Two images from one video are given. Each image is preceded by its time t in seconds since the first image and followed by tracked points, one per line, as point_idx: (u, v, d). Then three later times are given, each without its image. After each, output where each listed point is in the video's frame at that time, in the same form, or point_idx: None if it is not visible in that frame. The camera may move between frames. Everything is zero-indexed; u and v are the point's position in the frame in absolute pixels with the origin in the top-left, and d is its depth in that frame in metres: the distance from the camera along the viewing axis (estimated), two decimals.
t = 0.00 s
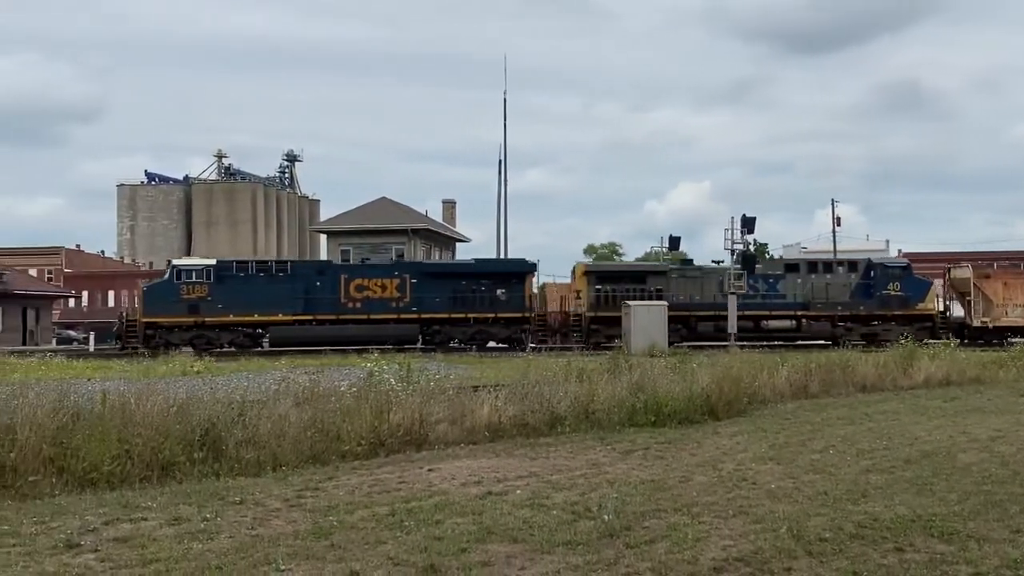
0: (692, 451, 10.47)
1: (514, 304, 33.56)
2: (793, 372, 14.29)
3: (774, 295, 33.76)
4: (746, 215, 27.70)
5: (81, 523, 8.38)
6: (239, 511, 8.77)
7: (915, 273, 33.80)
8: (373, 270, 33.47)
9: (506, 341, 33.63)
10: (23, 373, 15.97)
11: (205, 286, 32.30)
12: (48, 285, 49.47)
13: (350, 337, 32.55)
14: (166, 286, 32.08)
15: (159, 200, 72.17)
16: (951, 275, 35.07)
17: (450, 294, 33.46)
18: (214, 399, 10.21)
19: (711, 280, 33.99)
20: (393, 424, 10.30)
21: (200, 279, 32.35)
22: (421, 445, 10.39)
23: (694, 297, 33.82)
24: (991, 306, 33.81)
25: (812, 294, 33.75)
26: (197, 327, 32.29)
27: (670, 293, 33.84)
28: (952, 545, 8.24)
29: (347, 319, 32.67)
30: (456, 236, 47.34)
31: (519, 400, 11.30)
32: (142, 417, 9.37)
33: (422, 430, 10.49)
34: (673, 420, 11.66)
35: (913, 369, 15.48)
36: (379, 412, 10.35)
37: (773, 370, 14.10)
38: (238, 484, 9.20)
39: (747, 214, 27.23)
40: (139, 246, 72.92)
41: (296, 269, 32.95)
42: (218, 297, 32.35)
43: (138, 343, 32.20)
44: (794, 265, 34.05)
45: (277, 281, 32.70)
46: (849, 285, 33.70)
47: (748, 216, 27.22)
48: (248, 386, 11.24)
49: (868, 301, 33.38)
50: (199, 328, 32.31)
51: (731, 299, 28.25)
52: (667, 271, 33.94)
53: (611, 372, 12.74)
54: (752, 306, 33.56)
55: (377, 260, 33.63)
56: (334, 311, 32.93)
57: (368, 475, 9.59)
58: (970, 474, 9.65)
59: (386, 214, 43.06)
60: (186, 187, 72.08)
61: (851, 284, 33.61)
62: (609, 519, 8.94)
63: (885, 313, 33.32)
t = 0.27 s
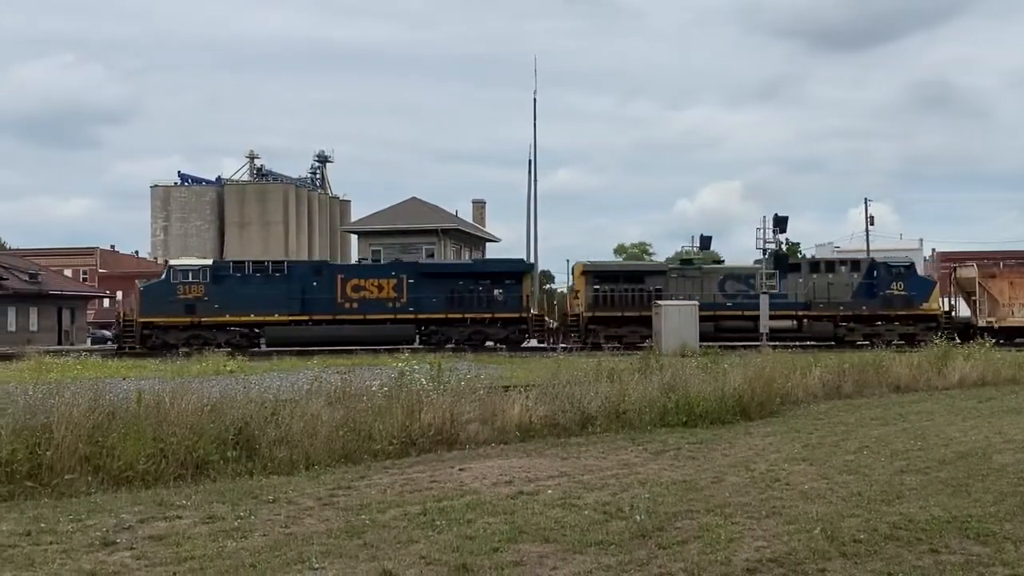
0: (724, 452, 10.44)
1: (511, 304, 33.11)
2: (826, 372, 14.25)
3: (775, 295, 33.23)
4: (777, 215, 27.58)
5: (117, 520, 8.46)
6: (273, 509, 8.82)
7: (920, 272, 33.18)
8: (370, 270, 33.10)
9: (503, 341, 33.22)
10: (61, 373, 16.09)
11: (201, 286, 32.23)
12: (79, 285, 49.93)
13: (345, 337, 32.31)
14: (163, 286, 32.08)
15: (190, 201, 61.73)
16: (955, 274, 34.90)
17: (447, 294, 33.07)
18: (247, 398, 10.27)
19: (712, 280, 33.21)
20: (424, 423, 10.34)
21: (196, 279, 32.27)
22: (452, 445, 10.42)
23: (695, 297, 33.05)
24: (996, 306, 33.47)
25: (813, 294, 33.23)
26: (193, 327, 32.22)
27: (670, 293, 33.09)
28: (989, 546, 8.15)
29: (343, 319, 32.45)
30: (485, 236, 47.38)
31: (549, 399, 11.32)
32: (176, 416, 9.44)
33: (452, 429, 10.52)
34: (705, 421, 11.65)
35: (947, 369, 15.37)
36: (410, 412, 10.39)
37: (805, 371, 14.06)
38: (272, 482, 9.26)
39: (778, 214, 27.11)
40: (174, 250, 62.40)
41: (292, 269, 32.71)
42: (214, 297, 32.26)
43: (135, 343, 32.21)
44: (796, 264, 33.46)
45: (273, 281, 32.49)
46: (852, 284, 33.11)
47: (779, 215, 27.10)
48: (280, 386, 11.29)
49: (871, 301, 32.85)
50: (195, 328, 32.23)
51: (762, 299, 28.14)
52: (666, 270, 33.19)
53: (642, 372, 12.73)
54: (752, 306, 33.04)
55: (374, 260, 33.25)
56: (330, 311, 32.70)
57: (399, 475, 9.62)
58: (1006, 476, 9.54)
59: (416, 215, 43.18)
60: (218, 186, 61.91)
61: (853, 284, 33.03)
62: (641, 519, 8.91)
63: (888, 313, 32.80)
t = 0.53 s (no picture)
0: (757, 453, 10.39)
1: (508, 304, 33.19)
2: (860, 372, 14.16)
3: (775, 295, 32.98)
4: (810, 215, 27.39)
5: (152, 519, 8.52)
6: (306, 508, 8.87)
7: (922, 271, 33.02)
8: (366, 270, 33.27)
9: (500, 341, 33.29)
10: (98, 372, 16.24)
11: (198, 287, 32.58)
12: (110, 284, 50.42)
13: (341, 337, 32.55)
14: (160, 286, 32.45)
15: (223, 202, 58.30)
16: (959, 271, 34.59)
17: (443, 295, 33.19)
18: (279, 397, 10.32)
19: (711, 280, 33.05)
20: (456, 423, 10.38)
21: (193, 280, 32.63)
22: (483, 445, 10.44)
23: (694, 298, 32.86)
24: (1002, 306, 33.14)
25: (815, 294, 32.99)
26: (190, 327, 32.58)
27: (668, 293, 32.89)
28: None
29: (339, 320, 32.67)
30: (515, 235, 47.32)
31: (580, 400, 11.32)
32: (210, 415, 9.50)
33: (483, 429, 10.54)
34: (738, 422, 11.63)
35: (983, 370, 15.22)
36: (442, 412, 10.41)
37: (839, 371, 13.98)
38: (305, 481, 9.31)
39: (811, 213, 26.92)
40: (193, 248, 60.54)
41: (288, 270, 32.98)
42: (210, 297, 32.59)
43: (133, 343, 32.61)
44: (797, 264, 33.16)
45: (269, 282, 32.78)
46: (854, 284, 32.90)
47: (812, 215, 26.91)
48: (312, 386, 11.33)
49: (873, 301, 32.68)
50: (192, 328, 32.59)
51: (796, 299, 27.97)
52: (664, 270, 33.05)
53: (673, 372, 12.70)
54: (751, 306, 32.89)
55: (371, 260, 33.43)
56: (326, 311, 32.92)
57: (431, 474, 9.65)
58: None
59: (446, 215, 43.19)
60: (251, 188, 58.81)
61: (856, 283, 32.81)
62: (674, 520, 8.88)
63: (891, 313, 32.61)
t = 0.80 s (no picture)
0: (791, 455, 10.35)
1: (506, 305, 32.82)
2: (894, 373, 14.07)
3: (776, 295, 32.63)
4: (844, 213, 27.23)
5: (187, 518, 8.58)
6: (339, 508, 8.91)
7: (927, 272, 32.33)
8: (364, 270, 32.75)
9: (498, 342, 32.82)
10: (135, 372, 16.42)
11: (195, 287, 32.03)
12: (141, 284, 50.91)
13: (340, 339, 32.00)
14: (157, 286, 31.91)
15: (256, 203, 58.46)
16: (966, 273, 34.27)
17: (440, 295, 32.72)
18: (312, 397, 10.38)
19: (711, 281, 32.71)
20: (488, 423, 10.41)
21: (190, 280, 32.09)
22: (515, 445, 10.47)
23: (693, 298, 32.55)
24: (1008, 306, 32.58)
25: (816, 294, 32.49)
26: (187, 328, 32.04)
27: (668, 294, 32.59)
28: None
29: (337, 321, 32.09)
30: (545, 236, 47.32)
31: (612, 400, 11.33)
32: (244, 415, 9.55)
33: (515, 430, 10.57)
34: (771, 423, 11.61)
35: (1020, 371, 15.06)
36: (474, 412, 10.45)
37: (873, 372, 13.90)
38: (338, 481, 9.36)
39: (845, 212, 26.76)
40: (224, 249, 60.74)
41: (287, 270, 32.41)
42: (208, 298, 32.03)
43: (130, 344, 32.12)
44: (799, 264, 32.75)
45: (267, 282, 32.21)
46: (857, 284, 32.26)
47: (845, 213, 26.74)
48: (344, 386, 11.39)
49: (876, 301, 32.04)
50: (189, 329, 32.05)
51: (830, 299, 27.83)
52: (664, 270, 32.78)
53: (706, 373, 12.67)
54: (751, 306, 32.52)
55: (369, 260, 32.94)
56: (324, 312, 32.34)
57: (463, 474, 9.67)
58: None
59: (477, 215, 43.26)
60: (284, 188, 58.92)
61: (858, 283, 32.16)
62: (707, 522, 8.83)
63: (894, 313, 31.94)
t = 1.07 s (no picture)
0: (825, 456, 10.29)
1: (504, 305, 32.67)
2: (930, 374, 13.95)
3: (776, 296, 32.23)
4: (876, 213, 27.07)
5: (222, 517, 8.63)
6: (372, 507, 8.95)
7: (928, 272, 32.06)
8: (361, 270, 32.86)
9: (495, 343, 32.71)
10: (172, 372, 16.66)
11: (193, 288, 32.30)
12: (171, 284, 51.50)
13: (336, 339, 32.19)
14: (155, 287, 32.19)
15: (289, 204, 58.64)
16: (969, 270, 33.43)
17: (438, 296, 32.71)
18: (345, 397, 10.42)
19: (710, 281, 32.53)
20: (519, 423, 10.42)
21: (188, 281, 32.36)
22: (546, 446, 10.47)
23: (691, 298, 32.42)
24: (1014, 306, 31.82)
25: (817, 294, 32.06)
26: (185, 329, 32.28)
27: (665, 294, 32.51)
28: None
29: (334, 321, 32.28)
30: (577, 236, 47.27)
31: (644, 401, 11.34)
32: (278, 415, 9.60)
33: (547, 430, 10.56)
34: (805, 424, 11.56)
35: None
36: (505, 412, 10.45)
37: (908, 373, 13.78)
38: (371, 480, 9.39)
39: (877, 212, 26.60)
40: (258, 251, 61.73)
41: (284, 271, 32.62)
42: (205, 299, 32.29)
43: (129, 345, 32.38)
44: (800, 264, 32.37)
45: (264, 283, 32.43)
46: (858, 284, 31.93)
47: (878, 213, 26.58)
48: (377, 385, 11.43)
49: (878, 301, 31.66)
50: (187, 330, 32.29)
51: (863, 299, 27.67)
52: (662, 271, 32.62)
53: (739, 373, 12.64)
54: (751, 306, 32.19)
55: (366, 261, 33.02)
56: (321, 312, 32.48)
57: (495, 474, 9.67)
58: None
59: (508, 216, 43.29)
60: (315, 189, 59.18)
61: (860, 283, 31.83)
62: (741, 523, 8.78)
63: (896, 313, 31.59)
